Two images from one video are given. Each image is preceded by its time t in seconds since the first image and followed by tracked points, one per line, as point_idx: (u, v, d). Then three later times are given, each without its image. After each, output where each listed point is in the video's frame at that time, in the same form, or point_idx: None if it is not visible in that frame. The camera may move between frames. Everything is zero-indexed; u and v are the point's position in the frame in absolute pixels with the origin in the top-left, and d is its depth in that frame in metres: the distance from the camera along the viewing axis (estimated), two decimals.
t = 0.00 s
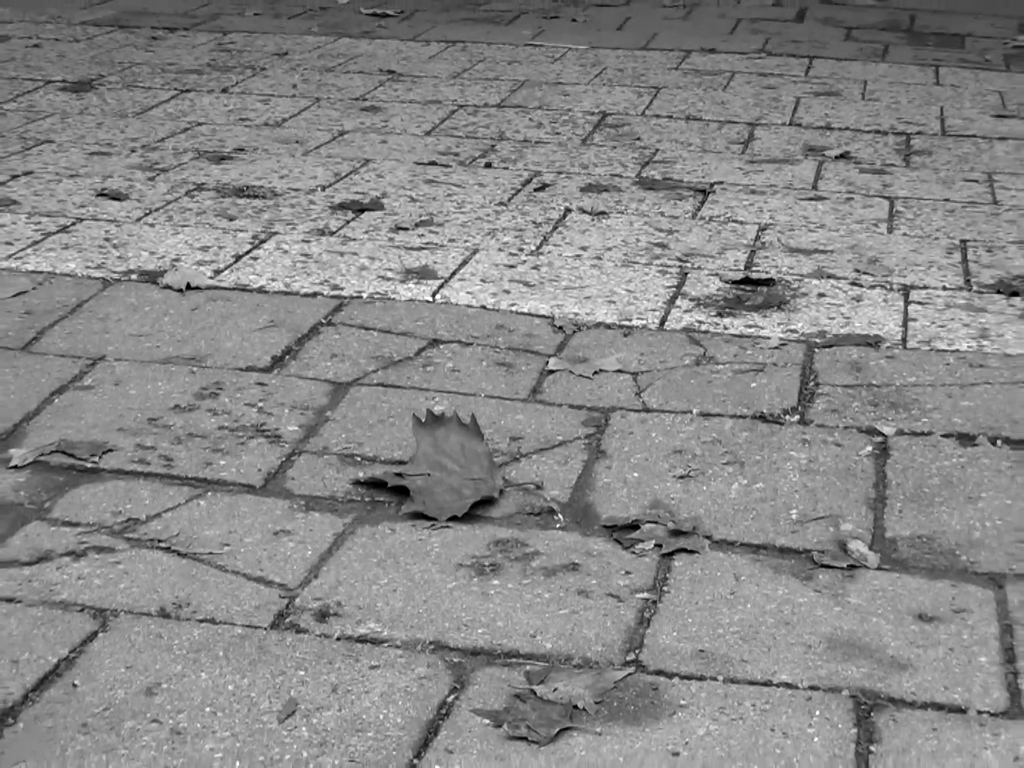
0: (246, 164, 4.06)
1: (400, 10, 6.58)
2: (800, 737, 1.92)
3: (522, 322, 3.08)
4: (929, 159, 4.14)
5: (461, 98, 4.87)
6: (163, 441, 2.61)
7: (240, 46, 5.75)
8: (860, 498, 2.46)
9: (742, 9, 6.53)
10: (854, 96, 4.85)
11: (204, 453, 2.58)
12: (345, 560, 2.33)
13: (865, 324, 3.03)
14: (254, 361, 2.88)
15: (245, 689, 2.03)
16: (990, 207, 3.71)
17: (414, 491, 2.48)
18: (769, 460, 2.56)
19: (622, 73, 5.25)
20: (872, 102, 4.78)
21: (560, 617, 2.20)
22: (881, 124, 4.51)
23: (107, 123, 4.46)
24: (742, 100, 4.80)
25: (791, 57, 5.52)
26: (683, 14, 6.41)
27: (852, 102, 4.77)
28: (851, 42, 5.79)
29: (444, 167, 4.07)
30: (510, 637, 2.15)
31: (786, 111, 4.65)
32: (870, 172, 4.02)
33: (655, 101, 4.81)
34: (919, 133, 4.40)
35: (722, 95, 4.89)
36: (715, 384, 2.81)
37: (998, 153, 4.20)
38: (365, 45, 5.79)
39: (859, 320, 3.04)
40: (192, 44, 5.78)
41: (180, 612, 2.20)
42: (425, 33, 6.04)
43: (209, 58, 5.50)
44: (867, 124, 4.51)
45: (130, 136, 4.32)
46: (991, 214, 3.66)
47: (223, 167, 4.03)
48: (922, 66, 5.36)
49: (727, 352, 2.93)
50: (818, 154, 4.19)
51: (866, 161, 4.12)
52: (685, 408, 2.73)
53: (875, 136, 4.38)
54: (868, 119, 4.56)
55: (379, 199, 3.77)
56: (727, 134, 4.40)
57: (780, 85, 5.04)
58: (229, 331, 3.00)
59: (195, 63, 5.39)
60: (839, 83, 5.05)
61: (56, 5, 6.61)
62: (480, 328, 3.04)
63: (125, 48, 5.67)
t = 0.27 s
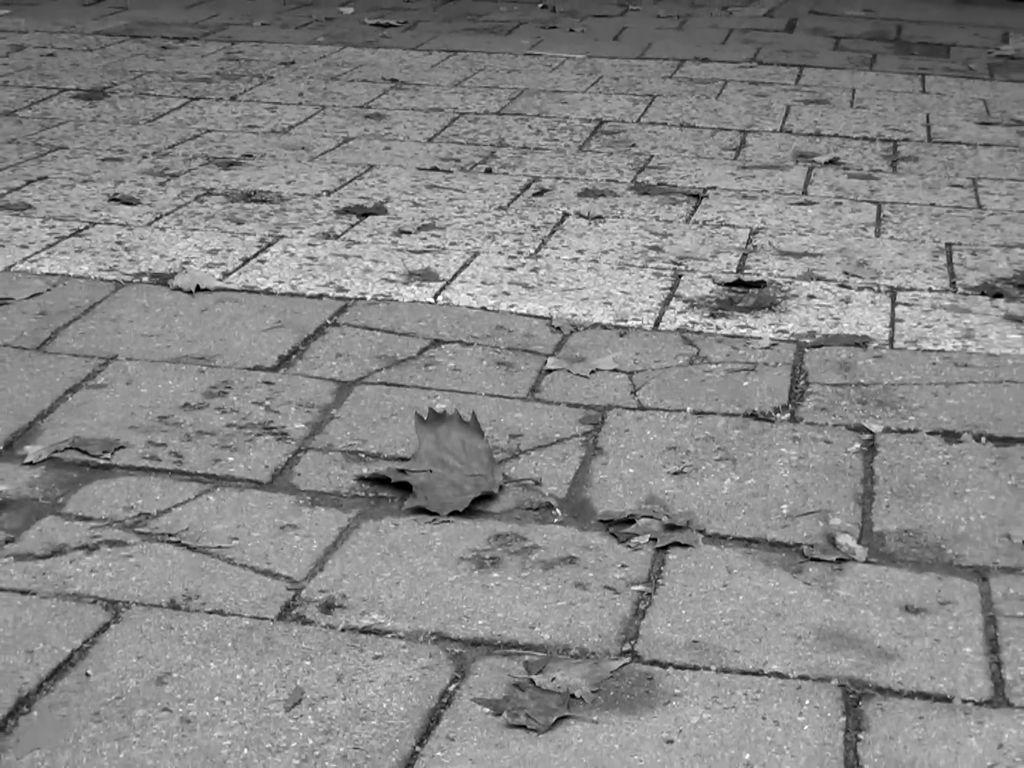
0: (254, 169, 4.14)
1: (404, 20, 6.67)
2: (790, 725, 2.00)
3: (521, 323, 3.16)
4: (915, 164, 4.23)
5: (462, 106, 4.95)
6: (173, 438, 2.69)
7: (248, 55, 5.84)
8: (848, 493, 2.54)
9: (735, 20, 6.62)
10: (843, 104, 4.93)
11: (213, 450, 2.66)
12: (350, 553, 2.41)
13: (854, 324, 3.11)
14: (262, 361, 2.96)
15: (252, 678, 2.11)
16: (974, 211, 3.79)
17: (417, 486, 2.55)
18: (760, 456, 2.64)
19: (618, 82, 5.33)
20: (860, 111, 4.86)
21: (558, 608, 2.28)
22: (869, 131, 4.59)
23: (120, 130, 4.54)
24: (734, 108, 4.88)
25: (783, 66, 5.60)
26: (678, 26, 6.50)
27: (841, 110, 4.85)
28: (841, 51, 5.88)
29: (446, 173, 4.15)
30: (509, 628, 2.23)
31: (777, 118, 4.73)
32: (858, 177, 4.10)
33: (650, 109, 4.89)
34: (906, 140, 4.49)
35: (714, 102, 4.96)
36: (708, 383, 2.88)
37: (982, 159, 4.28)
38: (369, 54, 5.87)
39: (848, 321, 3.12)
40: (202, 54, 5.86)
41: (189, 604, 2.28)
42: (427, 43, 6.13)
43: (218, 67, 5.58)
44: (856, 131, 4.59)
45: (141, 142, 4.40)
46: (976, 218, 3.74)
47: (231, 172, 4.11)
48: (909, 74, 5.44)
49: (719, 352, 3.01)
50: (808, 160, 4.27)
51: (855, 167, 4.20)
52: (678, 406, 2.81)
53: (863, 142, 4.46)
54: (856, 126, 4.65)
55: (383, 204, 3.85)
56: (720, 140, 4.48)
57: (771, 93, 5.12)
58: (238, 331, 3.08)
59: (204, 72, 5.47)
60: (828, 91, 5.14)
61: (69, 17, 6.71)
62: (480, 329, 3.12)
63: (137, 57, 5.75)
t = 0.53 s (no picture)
0: (262, 173, 4.23)
1: (407, 30, 6.76)
2: (780, 712, 2.07)
3: (521, 322, 3.24)
4: (902, 169, 4.31)
5: (463, 113, 5.02)
6: (184, 433, 2.77)
7: (256, 63, 5.92)
8: (837, 487, 2.62)
9: (728, 31, 6.69)
10: (832, 111, 5.01)
11: (223, 446, 2.74)
12: (355, 546, 2.49)
13: (842, 324, 3.19)
14: (270, 360, 3.04)
15: (261, 667, 2.19)
16: (960, 214, 3.87)
17: (420, 481, 2.64)
18: (751, 451, 2.73)
19: (613, 89, 5.41)
20: (849, 117, 4.94)
21: (557, 599, 2.36)
22: (858, 137, 4.67)
23: (132, 136, 4.62)
24: (727, 114, 4.96)
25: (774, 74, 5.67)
26: (672, 37, 6.55)
27: (830, 116, 4.93)
28: (830, 59, 5.95)
29: (448, 177, 4.23)
30: (510, 618, 2.31)
31: (768, 125, 4.82)
32: (847, 181, 4.18)
33: (645, 116, 4.97)
34: (893, 145, 4.57)
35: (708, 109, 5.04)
36: (702, 381, 2.97)
37: (966, 164, 4.36)
38: (374, 63, 5.95)
39: (837, 321, 3.20)
40: (211, 61, 5.94)
41: (200, 594, 2.36)
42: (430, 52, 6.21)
43: (228, 75, 5.66)
44: (845, 136, 4.67)
45: (153, 148, 4.48)
46: (961, 221, 3.82)
47: (240, 177, 4.19)
48: (897, 82, 5.52)
49: (712, 350, 3.09)
50: (798, 165, 4.35)
51: (843, 171, 4.28)
52: (673, 404, 2.89)
53: (852, 148, 4.54)
54: (845, 132, 4.73)
55: (387, 207, 3.93)
56: (713, 146, 4.56)
57: (763, 100, 5.20)
58: (247, 330, 3.16)
59: (215, 79, 5.55)
60: (818, 98, 5.22)
61: (80, 26, 6.80)
62: (481, 328, 3.21)
63: (148, 64, 5.84)
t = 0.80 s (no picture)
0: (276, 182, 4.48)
1: (412, 48, 6.99)
2: (765, 691, 2.19)
3: (519, 324, 3.40)
4: (880, 179, 4.49)
5: (463, 126, 5.19)
6: (202, 429, 2.93)
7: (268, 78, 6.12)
8: (819, 479, 2.77)
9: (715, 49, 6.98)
10: (815, 126, 5.19)
11: (238, 440, 2.90)
12: (364, 535, 2.64)
13: (823, 326, 3.36)
14: (283, 359, 3.21)
15: (274, 648, 2.32)
16: (935, 221, 4.05)
17: (425, 474, 2.79)
18: (738, 446, 2.88)
19: (606, 103, 5.59)
20: (830, 131, 5.12)
21: (554, 585, 2.50)
22: (839, 150, 4.85)
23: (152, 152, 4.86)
24: (715, 128, 5.15)
25: (758, 91, 5.87)
26: (662, 53, 6.83)
27: (812, 129, 5.13)
28: (811, 75, 6.21)
29: (451, 188, 4.40)
30: (509, 603, 2.45)
31: (754, 138, 5.00)
32: (828, 191, 4.35)
33: (638, 129, 5.15)
34: (872, 157, 4.76)
35: (696, 123, 5.22)
36: (691, 380, 3.13)
37: (942, 175, 4.54)
38: (379, 78, 6.14)
39: (819, 323, 3.37)
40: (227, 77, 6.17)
41: (217, 580, 2.51)
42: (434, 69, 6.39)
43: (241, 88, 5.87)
44: (826, 149, 4.86)
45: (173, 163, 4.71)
46: (936, 228, 4.00)
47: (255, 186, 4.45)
48: (876, 97, 5.71)
49: (701, 350, 3.25)
50: (782, 175, 4.53)
51: (825, 182, 4.46)
52: (664, 401, 3.05)
53: (833, 160, 4.72)
54: (825, 145, 4.92)
55: (394, 216, 4.13)
56: (701, 157, 4.74)
57: (748, 115, 5.38)
58: (261, 332, 3.33)
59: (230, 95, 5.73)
60: (800, 114, 5.40)
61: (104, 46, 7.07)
62: (482, 329, 3.37)
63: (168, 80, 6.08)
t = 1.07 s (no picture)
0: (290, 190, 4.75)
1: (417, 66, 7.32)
2: (749, 673, 2.35)
3: (519, 327, 3.60)
4: (858, 191, 4.76)
5: (466, 139, 5.50)
6: (220, 425, 3.11)
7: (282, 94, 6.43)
8: (801, 473, 2.95)
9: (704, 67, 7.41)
10: (797, 139, 5.53)
11: (255, 436, 3.07)
12: (373, 525, 2.81)
13: (805, 328, 3.56)
14: (296, 360, 3.40)
15: (289, 633, 2.48)
16: (910, 231, 4.31)
17: (430, 467, 2.96)
18: (725, 441, 3.06)
19: (600, 118, 5.88)
20: (811, 144, 5.47)
21: (551, 572, 2.67)
22: (819, 162, 5.17)
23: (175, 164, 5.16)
24: (703, 142, 5.46)
25: (744, 106, 6.22)
26: (654, 70, 7.23)
27: (794, 144, 5.43)
28: (794, 90, 6.61)
29: (455, 198, 4.66)
30: (510, 589, 2.61)
31: (740, 151, 5.32)
32: (810, 201, 4.63)
33: (631, 143, 5.42)
34: (851, 170, 5.05)
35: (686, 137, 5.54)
36: (681, 379, 3.32)
37: (916, 185, 4.85)
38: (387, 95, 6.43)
39: (801, 325, 3.58)
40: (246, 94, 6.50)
41: (235, 568, 2.67)
42: (439, 86, 6.68)
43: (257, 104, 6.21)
44: (806, 162, 5.18)
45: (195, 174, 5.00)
46: (912, 236, 4.26)
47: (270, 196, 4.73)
48: (855, 113, 6.08)
49: (690, 350, 3.45)
50: (766, 186, 4.82)
51: (806, 192, 4.75)
52: (655, 398, 3.23)
53: (815, 172, 5.01)
54: (807, 158, 5.23)
55: (401, 225, 4.37)
56: (690, 170, 5.03)
57: (734, 129, 5.71)
58: (275, 335, 3.53)
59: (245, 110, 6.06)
60: (783, 127, 5.75)
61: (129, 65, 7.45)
62: (484, 331, 3.58)
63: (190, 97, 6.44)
